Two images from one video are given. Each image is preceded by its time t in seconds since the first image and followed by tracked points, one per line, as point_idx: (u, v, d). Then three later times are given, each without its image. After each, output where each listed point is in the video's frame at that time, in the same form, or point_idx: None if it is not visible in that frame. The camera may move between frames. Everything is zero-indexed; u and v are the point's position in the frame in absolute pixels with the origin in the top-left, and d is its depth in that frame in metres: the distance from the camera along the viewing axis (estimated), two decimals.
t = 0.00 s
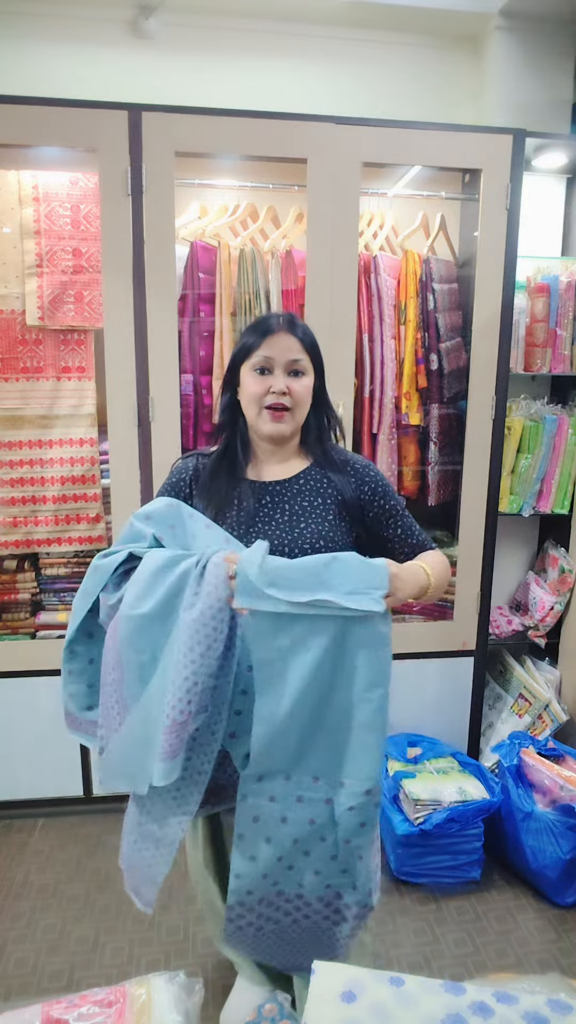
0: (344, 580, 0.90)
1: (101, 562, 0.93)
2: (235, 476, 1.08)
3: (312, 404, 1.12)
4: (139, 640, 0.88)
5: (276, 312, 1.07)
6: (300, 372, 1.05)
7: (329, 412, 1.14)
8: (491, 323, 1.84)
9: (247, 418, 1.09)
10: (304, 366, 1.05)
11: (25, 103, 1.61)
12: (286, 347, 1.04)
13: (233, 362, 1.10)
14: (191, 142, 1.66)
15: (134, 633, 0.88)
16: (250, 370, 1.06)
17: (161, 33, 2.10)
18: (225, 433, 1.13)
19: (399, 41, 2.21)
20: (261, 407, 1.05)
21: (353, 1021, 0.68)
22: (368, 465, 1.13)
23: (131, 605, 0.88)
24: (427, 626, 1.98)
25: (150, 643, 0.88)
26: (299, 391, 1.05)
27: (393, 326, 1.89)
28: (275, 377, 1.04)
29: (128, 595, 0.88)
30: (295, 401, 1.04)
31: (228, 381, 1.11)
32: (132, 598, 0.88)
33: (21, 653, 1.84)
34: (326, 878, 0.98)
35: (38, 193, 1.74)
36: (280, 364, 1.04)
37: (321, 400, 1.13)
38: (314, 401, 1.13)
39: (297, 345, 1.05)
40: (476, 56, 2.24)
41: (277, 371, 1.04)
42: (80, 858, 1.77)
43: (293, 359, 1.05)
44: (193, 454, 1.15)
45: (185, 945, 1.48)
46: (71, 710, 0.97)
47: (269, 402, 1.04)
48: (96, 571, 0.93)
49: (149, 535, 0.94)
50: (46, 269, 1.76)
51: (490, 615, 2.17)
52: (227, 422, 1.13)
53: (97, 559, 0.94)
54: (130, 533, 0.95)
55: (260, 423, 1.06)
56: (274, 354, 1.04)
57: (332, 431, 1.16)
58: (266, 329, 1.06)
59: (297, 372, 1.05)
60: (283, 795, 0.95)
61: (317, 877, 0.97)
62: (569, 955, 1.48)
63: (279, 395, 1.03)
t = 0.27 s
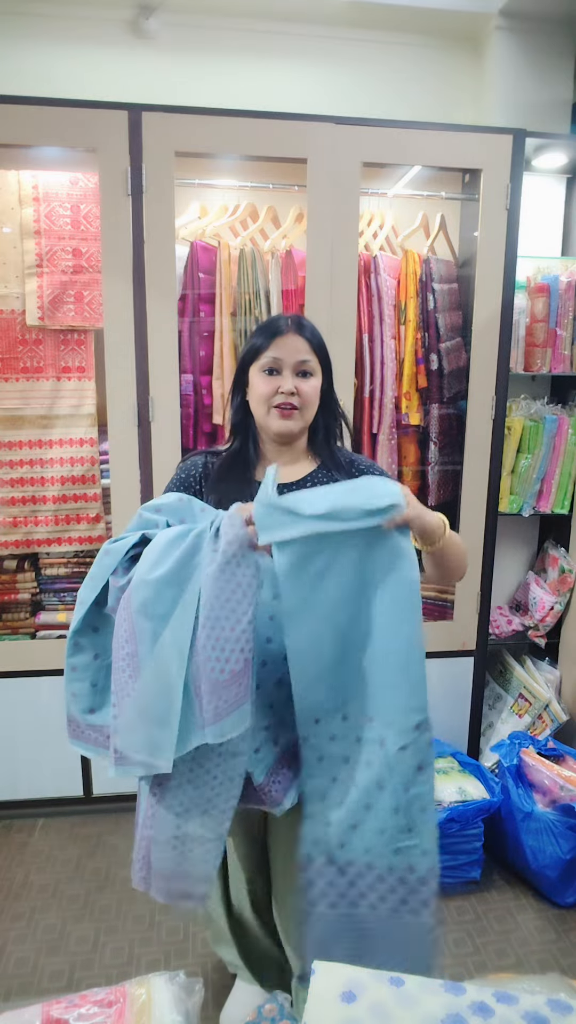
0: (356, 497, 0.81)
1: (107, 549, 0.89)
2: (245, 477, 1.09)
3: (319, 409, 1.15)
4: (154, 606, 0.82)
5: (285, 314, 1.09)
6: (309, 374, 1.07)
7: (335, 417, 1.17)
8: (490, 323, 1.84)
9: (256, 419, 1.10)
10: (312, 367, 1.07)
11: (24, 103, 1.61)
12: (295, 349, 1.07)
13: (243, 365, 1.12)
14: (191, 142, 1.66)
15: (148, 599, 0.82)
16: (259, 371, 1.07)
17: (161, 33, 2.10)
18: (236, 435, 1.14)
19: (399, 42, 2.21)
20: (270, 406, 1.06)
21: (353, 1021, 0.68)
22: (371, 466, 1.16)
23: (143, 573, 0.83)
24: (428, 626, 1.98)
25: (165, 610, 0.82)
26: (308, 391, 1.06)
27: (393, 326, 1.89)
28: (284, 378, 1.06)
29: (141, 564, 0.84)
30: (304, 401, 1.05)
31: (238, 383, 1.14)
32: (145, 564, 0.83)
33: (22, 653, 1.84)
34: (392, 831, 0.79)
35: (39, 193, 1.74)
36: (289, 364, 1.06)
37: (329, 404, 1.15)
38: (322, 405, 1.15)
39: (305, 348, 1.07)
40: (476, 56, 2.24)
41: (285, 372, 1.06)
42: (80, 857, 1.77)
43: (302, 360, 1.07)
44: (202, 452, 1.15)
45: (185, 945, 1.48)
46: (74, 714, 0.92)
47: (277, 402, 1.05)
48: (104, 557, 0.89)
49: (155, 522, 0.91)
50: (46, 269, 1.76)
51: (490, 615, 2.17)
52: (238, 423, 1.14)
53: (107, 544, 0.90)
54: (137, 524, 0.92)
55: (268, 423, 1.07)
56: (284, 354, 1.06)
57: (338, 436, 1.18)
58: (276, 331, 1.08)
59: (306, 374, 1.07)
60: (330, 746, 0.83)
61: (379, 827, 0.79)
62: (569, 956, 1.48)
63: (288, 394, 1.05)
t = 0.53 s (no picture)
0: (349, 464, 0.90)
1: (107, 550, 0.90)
2: (246, 476, 1.10)
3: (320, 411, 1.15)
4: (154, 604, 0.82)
5: (287, 316, 1.09)
6: (311, 376, 1.08)
7: (336, 419, 1.17)
8: (490, 323, 1.84)
9: (258, 420, 1.10)
10: (315, 369, 1.08)
11: (24, 103, 1.61)
12: (298, 351, 1.07)
13: (246, 366, 1.12)
14: (191, 142, 1.66)
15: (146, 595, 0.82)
16: (261, 373, 1.07)
17: (162, 33, 2.10)
18: (237, 435, 1.15)
19: (400, 41, 2.21)
20: (272, 408, 1.06)
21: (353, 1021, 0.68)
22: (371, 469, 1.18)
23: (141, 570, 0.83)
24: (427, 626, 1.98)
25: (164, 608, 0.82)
26: (310, 393, 1.06)
27: (393, 326, 1.89)
28: (287, 379, 1.06)
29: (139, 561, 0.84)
30: (306, 402, 1.05)
31: (240, 383, 1.14)
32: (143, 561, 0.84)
33: (22, 653, 1.84)
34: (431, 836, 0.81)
35: (39, 193, 1.74)
36: (292, 365, 1.06)
37: (330, 406, 1.15)
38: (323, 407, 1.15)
39: (308, 350, 1.07)
40: (476, 56, 2.24)
41: (288, 373, 1.06)
42: (80, 858, 1.77)
43: (305, 361, 1.07)
44: (203, 454, 1.16)
45: (185, 945, 1.48)
46: (76, 712, 0.92)
47: (280, 403, 1.05)
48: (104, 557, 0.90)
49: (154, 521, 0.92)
50: (46, 269, 1.76)
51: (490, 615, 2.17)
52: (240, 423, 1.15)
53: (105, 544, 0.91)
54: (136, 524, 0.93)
55: (271, 425, 1.07)
56: (287, 356, 1.06)
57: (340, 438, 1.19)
58: (279, 333, 1.08)
59: (309, 375, 1.07)
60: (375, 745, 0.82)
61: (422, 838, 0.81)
62: (569, 956, 1.48)
63: (291, 395, 1.04)
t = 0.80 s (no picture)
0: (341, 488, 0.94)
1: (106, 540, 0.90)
2: (245, 477, 1.10)
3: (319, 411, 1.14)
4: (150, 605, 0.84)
5: (287, 318, 1.09)
6: (310, 379, 1.08)
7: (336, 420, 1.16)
8: (490, 323, 1.84)
9: (257, 421, 1.10)
10: (314, 372, 1.08)
11: (25, 104, 1.61)
12: (297, 354, 1.07)
13: (246, 367, 1.12)
14: (191, 142, 1.67)
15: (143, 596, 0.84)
16: (260, 375, 1.08)
17: (162, 33, 2.10)
18: (235, 435, 1.14)
19: (400, 41, 2.21)
20: (271, 410, 1.06)
21: (354, 1021, 0.68)
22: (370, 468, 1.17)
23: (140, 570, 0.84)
24: (427, 626, 1.98)
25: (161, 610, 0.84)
26: (309, 396, 1.07)
27: (393, 326, 1.89)
28: (285, 382, 1.06)
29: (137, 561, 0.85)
30: (304, 405, 1.06)
31: (239, 384, 1.13)
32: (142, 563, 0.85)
33: (21, 653, 1.84)
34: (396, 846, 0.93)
35: (39, 193, 1.74)
36: (291, 369, 1.06)
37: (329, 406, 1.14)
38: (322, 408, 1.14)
39: (307, 353, 1.08)
40: (476, 56, 2.24)
41: (287, 376, 1.06)
42: (80, 858, 1.77)
43: (303, 364, 1.07)
44: (203, 454, 1.16)
45: (185, 945, 1.48)
46: (69, 692, 0.93)
47: (278, 405, 1.06)
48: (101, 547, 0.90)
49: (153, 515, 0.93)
50: (46, 269, 1.76)
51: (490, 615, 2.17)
52: (238, 424, 1.14)
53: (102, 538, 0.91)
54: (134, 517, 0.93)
55: (269, 427, 1.08)
56: (285, 359, 1.06)
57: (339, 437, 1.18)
58: (278, 335, 1.08)
59: (307, 379, 1.07)
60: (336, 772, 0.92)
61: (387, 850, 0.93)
62: (569, 956, 1.48)
63: (289, 399, 1.05)
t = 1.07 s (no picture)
0: (351, 517, 1.00)
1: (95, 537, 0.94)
2: (245, 476, 1.10)
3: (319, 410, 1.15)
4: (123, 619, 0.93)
5: (288, 318, 1.09)
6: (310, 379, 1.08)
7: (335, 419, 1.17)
8: (491, 323, 1.84)
9: (258, 420, 1.11)
10: (315, 372, 1.08)
11: (25, 104, 1.61)
12: (297, 354, 1.07)
13: (246, 366, 1.12)
14: (191, 142, 1.67)
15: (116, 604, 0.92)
16: (261, 374, 1.08)
17: (162, 33, 2.10)
18: (235, 434, 1.14)
19: (400, 42, 2.21)
20: (272, 409, 1.06)
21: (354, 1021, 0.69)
22: (371, 473, 1.19)
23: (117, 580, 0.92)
24: (427, 626, 1.98)
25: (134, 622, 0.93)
26: (309, 396, 1.07)
27: (393, 326, 1.89)
28: (286, 381, 1.06)
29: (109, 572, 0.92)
30: (305, 405, 1.06)
31: (240, 383, 1.14)
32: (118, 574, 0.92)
33: (21, 653, 1.84)
34: (355, 835, 1.08)
35: (38, 193, 1.74)
36: (291, 369, 1.06)
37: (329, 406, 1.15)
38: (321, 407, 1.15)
39: (307, 353, 1.08)
40: (476, 56, 2.24)
41: (288, 376, 1.07)
42: (80, 858, 1.76)
43: (305, 364, 1.07)
44: (204, 452, 1.17)
45: (185, 945, 1.48)
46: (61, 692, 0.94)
47: (280, 405, 1.06)
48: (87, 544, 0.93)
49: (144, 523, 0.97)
50: (46, 269, 1.77)
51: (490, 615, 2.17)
52: (238, 424, 1.14)
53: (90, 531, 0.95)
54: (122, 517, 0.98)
55: (270, 425, 1.08)
56: (286, 359, 1.06)
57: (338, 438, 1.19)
58: (279, 336, 1.08)
59: (307, 379, 1.08)
60: (310, 767, 1.03)
61: (348, 837, 1.07)
62: (569, 956, 1.48)
63: (290, 399, 1.05)
